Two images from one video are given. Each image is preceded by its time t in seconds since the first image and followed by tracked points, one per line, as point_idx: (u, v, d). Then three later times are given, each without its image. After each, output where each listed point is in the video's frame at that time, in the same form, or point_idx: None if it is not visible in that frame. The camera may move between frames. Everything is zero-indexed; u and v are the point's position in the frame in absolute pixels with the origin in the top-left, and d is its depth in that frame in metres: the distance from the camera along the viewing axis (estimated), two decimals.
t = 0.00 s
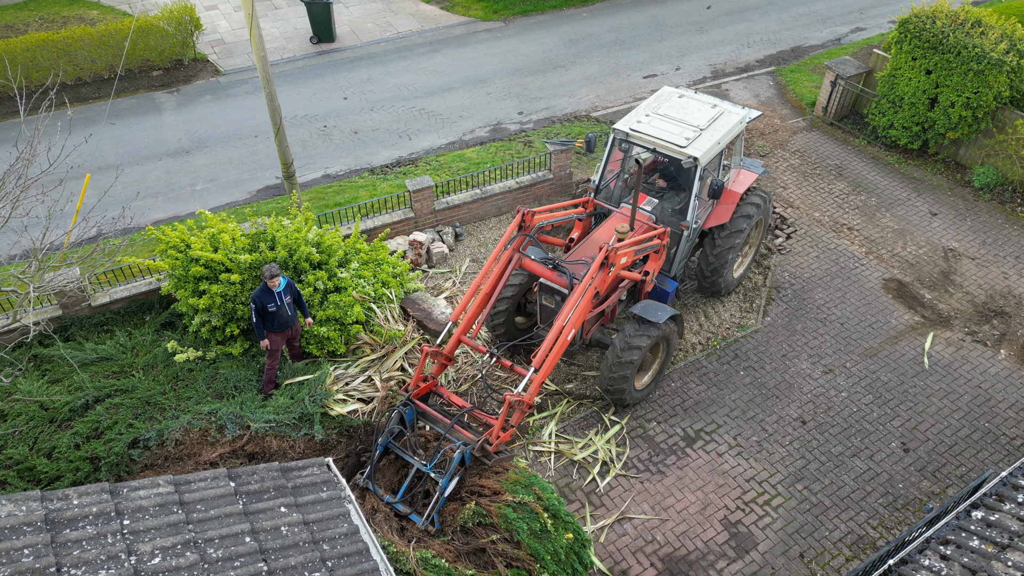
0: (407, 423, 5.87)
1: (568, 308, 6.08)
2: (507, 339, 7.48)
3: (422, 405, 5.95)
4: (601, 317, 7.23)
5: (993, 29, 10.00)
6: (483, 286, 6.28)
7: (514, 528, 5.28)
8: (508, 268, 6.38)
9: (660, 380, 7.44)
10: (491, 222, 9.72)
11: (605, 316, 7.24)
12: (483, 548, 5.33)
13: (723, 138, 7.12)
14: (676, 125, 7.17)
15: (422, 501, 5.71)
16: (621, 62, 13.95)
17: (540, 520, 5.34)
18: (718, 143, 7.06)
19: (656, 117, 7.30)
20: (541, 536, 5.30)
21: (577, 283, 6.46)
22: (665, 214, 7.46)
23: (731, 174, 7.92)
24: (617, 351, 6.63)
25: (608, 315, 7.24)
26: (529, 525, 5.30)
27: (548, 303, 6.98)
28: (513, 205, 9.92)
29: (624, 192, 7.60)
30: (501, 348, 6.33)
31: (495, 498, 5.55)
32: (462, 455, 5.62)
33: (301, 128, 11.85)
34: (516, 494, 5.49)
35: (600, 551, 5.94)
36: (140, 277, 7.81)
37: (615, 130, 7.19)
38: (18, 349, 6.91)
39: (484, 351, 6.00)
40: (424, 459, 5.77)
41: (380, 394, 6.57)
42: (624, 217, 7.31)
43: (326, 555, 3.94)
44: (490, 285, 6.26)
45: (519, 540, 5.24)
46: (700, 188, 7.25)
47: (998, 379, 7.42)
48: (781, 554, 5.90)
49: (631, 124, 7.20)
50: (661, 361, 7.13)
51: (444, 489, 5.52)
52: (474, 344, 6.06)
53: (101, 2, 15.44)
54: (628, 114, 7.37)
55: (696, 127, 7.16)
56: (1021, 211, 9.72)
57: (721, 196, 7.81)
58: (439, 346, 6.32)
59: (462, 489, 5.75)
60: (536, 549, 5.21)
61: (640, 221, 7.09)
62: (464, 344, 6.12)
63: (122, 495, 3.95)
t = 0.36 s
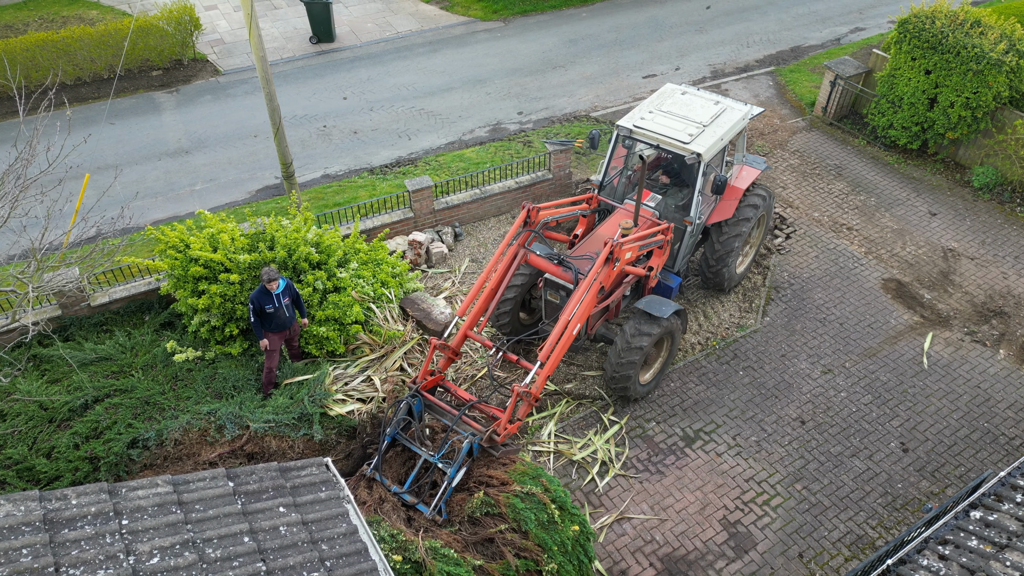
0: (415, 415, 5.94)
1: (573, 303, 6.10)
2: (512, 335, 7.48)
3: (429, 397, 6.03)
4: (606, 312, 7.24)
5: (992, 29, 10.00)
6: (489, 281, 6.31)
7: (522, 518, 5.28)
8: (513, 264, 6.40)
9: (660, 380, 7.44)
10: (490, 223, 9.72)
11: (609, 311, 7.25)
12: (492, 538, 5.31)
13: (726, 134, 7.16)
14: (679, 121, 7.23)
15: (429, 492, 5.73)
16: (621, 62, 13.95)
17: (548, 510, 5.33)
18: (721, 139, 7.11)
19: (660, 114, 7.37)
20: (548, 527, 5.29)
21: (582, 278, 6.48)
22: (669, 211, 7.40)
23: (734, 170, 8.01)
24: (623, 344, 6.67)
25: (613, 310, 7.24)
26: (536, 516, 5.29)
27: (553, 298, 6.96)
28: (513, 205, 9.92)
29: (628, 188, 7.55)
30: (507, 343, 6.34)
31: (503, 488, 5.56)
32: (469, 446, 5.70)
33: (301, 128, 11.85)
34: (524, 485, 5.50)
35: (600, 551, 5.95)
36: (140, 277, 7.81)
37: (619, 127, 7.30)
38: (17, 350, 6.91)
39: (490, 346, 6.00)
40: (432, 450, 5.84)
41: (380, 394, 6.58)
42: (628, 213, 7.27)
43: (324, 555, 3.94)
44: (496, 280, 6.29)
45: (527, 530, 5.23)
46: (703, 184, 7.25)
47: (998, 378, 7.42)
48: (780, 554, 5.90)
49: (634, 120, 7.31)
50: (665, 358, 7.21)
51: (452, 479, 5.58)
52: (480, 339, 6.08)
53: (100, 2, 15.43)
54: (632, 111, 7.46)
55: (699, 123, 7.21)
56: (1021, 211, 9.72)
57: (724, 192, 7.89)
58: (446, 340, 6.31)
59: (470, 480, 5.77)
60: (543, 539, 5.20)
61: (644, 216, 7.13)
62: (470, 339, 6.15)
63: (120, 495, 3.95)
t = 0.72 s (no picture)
0: (425, 404, 6.01)
1: (581, 297, 6.17)
2: (518, 329, 7.55)
3: (439, 388, 6.11)
4: (613, 306, 7.27)
5: (992, 28, 10.00)
6: (498, 276, 6.37)
7: (532, 507, 5.27)
8: (520, 259, 6.49)
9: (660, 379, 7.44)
10: (490, 222, 9.72)
11: (616, 306, 7.28)
12: (503, 527, 5.31)
13: (731, 130, 7.18)
14: (684, 117, 7.24)
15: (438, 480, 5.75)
16: (621, 61, 13.95)
17: (557, 500, 5.36)
18: (726, 135, 7.13)
19: (665, 110, 7.38)
20: (558, 517, 5.31)
21: (590, 272, 6.54)
22: (674, 206, 7.47)
23: (739, 166, 8.07)
24: (629, 336, 6.77)
25: (619, 304, 7.27)
26: (546, 505, 5.31)
27: (560, 293, 7.03)
28: (513, 205, 9.91)
29: (633, 184, 7.62)
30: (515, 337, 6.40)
31: (513, 477, 5.59)
32: (480, 435, 5.77)
33: (301, 127, 11.85)
34: (534, 475, 5.52)
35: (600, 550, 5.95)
36: (140, 276, 7.80)
37: (625, 122, 7.35)
38: (18, 349, 6.92)
39: (499, 340, 6.05)
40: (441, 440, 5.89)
41: (380, 393, 6.57)
42: (634, 209, 7.34)
43: (326, 553, 3.94)
44: (504, 274, 6.34)
45: (537, 519, 5.24)
46: (709, 178, 7.30)
47: (998, 378, 7.43)
48: (781, 553, 5.90)
49: (640, 116, 7.34)
50: (670, 354, 7.28)
51: (461, 467, 5.61)
52: (489, 332, 6.16)
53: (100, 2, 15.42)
54: (637, 107, 7.47)
55: (704, 119, 7.22)
56: (1021, 211, 9.72)
57: (729, 187, 7.94)
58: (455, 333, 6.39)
59: (480, 469, 5.80)
60: (553, 529, 5.20)
61: (649, 212, 7.12)
62: (479, 333, 6.19)
63: (123, 494, 3.95)
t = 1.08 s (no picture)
0: (429, 398, 6.06)
1: (584, 294, 6.22)
2: (521, 327, 7.60)
3: (443, 382, 6.16)
4: (614, 304, 7.35)
5: (992, 28, 10.01)
6: (500, 273, 6.40)
7: (535, 500, 5.27)
8: (523, 257, 6.50)
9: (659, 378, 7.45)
10: (490, 222, 9.72)
11: (617, 303, 7.34)
12: (506, 520, 5.28)
13: (732, 128, 7.18)
14: (686, 115, 7.22)
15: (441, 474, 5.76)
16: (620, 61, 13.95)
17: (559, 494, 5.36)
18: (727, 133, 7.12)
19: (666, 108, 7.36)
20: (560, 511, 5.28)
21: (592, 270, 6.58)
22: (675, 204, 7.54)
23: (739, 164, 8.10)
24: (630, 335, 6.81)
25: (620, 302, 7.32)
26: (549, 499, 5.29)
27: (562, 291, 7.16)
28: (513, 204, 9.92)
29: (634, 182, 7.69)
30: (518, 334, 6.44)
31: (516, 470, 5.61)
32: (484, 428, 5.83)
33: (301, 127, 11.85)
34: (537, 469, 5.54)
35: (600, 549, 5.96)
36: (140, 276, 7.80)
37: (626, 121, 7.28)
38: (18, 348, 6.92)
39: (502, 337, 6.09)
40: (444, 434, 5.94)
41: (380, 393, 6.58)
42: (635, 206, 7.36)
43: (325, 551, 3.95)
44: (506, 272, 6.38)
45: (540, 512, 5.22)
46: (710, 176, 7.32)
47: (997, 377, 7.43)
48: (780, 552, 5.91)
49: (641, 114, 7.28)
50: (672, 350, 7.29)
51: (465, 459, 5.64)
52: (493, 330, 6.11)
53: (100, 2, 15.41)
54: (638, 105, 7.43)
55: (705, 117, 7.22)
56: (1021, 211, 9.72)
57: (730, 185, 7.95)
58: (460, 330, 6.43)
59: (483, 463, 5.85)
60: (557, 522, 5.17)
61: (651, 210, 7.12)
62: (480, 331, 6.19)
63: (122, 491, 3.95)
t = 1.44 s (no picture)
0: (432, 393, 6.09)
1: (584, 293, 6.24)
2: (521, 326, 7.59)
3: (445, 378, 6.20)
4: (614, 303, 7.36)
5: (991, 28, 10.01)
6: (501, 272, 6.42)
7: (536, 496, 5.26)
8: (523, 256, 6.54)
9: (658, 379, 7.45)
10: (490, 222, 9.72)
11: (618, 302, 7.36)
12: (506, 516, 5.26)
13: (732, 128, 7.18)
14: (686, 114, 7.22)
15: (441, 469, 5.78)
16: (620, 61, 13.95)
17: (560, 491, 5.34)
18: (727, 133, 7.12)
19: (666, 108, 7.35)
20: (561, 508, 5.26)
21: (592, 269, 6.60)
22: (675, 203, 7.53)
23: (739, 163, 8.11)
24: (631, 334, 6.82)
25: (621, 301, 7.33)
26: (549, 496, 5.28)
27: (562, 290, 7.12)
28: (513, 205, 9.91)
29: (634, 181, 7.67)
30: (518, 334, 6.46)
31: (517, 466, 5.60)
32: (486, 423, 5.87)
33: (300, 127, 11.85)
34: (539, 465, 5.54)
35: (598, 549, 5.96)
36: (139, 276, 7.80)
37: (626, 121, 7.26)
38: (17, 348, 6.92)
39: (502, 336, 6.12)
40: (445, 428, 5.94)
41: (379, 393, 6.58)
42: (635, 206, 7.35)
43: (323, 552, 3.95)
44: (507, 271, 6.40)
45: (540, 509, 5.21)
46: (710, 175, 7.34)
47: (997, 377, 7.43)
48: (778, 552, 5.91)
49: (641, 114, 7.26)
50: (672, 349, 7.32)
51: (466, 453, 5.66)
52: (493, 329, 6.17)
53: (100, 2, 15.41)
54: (639, 105, 7.42)
55: (705, 117, 7.21)
56: (1021, 211, 9.72)
57: (730, 184, 7.97)
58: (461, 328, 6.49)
59: (484, 459, 5.84)
60: (556, 519, 5.16)
61: (651, 209, 7.13)
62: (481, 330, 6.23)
63: (120, 492, 3.95)
